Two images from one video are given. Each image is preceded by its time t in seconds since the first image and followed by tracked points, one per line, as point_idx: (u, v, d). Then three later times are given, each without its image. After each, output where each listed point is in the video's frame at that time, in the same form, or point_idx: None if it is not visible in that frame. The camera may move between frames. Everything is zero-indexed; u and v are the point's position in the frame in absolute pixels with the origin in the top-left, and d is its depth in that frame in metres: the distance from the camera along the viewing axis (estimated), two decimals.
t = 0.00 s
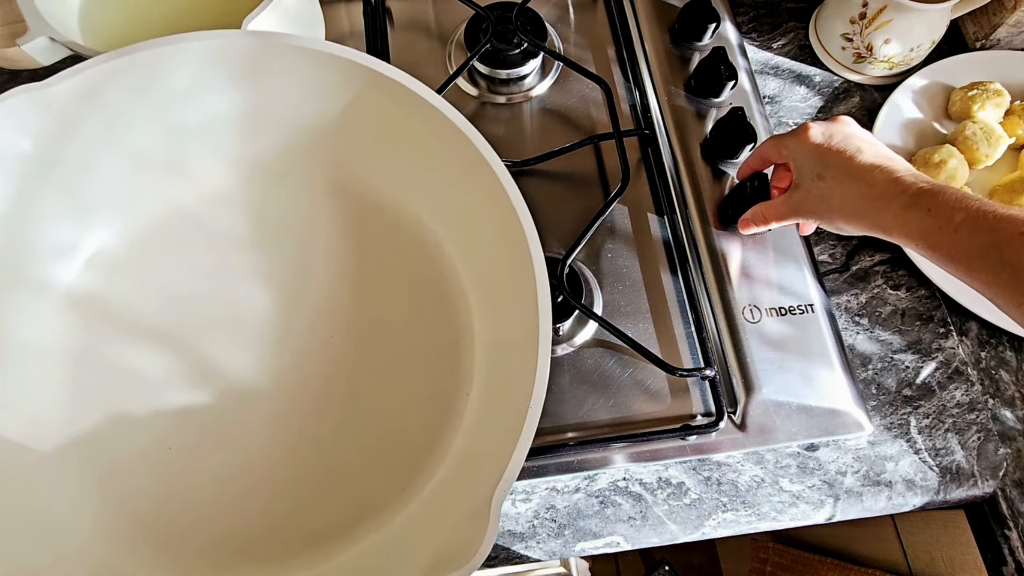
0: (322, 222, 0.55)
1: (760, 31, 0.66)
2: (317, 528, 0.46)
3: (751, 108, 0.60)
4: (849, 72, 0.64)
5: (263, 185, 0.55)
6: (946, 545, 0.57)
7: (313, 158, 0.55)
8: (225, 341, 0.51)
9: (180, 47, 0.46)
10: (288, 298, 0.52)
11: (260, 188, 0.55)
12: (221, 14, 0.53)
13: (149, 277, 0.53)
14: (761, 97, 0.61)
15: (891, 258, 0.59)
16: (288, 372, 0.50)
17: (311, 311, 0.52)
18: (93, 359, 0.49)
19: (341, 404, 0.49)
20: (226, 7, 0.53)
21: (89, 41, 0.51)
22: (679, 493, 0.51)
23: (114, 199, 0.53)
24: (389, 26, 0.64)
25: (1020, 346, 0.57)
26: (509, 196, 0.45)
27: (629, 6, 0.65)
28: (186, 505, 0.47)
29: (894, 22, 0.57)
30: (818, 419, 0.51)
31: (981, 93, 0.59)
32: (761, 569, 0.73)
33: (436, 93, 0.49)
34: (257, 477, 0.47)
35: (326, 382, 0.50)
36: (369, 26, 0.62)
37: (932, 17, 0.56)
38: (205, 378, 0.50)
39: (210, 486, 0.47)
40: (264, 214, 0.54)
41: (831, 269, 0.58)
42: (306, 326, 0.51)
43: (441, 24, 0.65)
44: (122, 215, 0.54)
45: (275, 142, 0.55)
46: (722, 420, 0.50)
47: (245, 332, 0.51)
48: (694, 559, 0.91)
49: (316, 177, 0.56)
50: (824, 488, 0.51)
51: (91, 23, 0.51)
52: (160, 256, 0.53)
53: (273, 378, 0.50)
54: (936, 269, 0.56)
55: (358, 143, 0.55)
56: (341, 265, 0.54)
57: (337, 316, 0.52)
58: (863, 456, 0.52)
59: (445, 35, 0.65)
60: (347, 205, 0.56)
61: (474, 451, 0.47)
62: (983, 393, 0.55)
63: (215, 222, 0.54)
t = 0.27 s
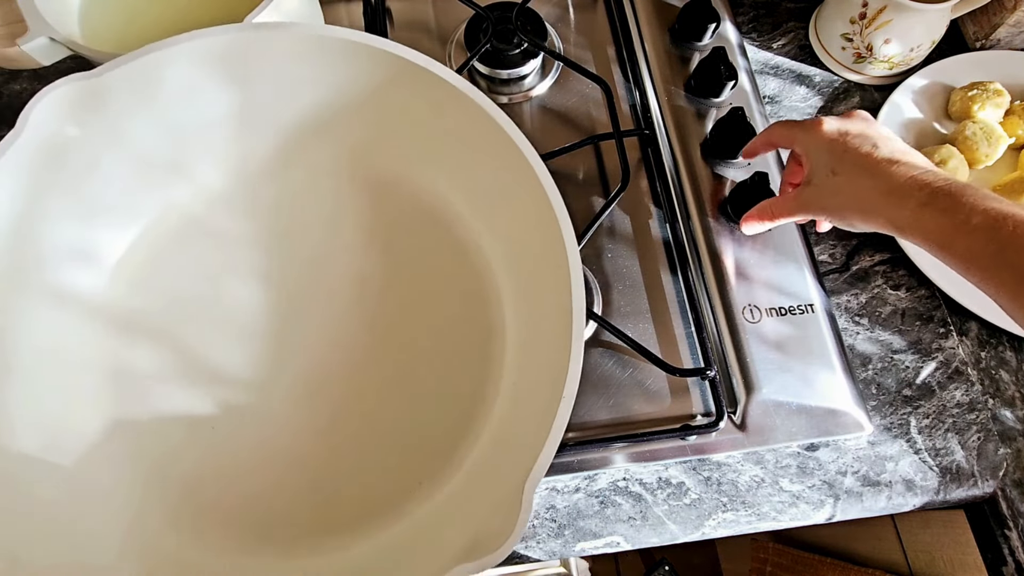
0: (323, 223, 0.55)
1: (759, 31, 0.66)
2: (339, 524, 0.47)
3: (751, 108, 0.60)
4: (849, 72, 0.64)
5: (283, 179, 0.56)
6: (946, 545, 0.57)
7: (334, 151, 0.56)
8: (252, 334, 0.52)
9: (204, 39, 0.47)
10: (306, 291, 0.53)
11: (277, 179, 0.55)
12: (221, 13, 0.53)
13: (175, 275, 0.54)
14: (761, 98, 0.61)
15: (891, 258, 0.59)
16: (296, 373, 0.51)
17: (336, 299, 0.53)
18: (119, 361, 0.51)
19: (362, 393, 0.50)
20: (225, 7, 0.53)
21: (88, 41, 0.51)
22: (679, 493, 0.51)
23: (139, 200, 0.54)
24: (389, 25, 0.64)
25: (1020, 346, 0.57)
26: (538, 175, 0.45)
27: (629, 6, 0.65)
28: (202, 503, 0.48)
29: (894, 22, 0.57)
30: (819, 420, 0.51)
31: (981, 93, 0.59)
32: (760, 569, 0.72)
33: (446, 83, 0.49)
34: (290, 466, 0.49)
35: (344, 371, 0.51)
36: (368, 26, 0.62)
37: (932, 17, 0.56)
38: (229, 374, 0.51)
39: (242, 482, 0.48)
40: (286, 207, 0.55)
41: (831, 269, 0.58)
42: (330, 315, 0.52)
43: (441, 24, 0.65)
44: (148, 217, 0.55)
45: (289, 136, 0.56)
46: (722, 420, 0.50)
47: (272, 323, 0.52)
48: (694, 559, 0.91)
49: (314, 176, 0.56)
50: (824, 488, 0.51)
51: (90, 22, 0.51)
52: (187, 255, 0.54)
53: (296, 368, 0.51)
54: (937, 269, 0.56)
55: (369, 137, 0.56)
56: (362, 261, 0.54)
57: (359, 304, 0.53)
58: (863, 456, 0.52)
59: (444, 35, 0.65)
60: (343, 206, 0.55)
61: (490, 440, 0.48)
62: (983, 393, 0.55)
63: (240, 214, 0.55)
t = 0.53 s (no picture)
0: (370, 221, 0.55)
1: (760, 31, 0.66)
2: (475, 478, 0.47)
3: (752, 108, 0.60)
4: (849, 72, 0.64)
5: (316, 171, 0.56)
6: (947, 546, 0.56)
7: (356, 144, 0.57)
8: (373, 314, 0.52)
9: None
10: (333, 279, 0.53)
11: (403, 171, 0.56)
12: (221, 13, 0.53)
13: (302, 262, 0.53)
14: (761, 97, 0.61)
15: (891, 258, 0.59)
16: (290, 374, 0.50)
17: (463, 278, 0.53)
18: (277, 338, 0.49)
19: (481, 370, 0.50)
20: (223, 8, 0.53)
21: (88, 42, 0.51)
22: (679, 493, 0.51)
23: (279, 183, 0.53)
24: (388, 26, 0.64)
25: (1020, 346, 0.57)
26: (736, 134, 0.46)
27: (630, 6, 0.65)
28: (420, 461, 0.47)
29: (893, 22, 0.57)
30: (818, 420, 0.51)
31: (981, 93, 0.59)
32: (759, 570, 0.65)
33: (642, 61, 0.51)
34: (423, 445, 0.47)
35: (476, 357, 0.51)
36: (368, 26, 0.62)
37: (932, 17, 0.56)
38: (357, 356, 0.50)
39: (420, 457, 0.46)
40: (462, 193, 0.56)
41: (831, 269, 0.58)
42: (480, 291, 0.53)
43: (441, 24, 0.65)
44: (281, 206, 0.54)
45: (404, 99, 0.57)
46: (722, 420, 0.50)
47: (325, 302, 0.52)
48: (694, 560, 0.91)
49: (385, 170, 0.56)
50: (824, 488, 0.51)
51: (90, 24, 0.52)
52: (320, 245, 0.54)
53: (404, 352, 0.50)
54: (937, 270, 0.56)
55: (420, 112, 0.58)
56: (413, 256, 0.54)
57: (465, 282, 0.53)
58: (863, 456, 0.52)
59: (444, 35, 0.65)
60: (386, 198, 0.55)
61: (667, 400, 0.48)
62: (983, 393, 0.55)
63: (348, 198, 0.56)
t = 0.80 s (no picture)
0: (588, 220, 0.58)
1: (760, 31, 0.66)
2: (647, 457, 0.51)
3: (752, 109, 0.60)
4: (849, 72, 0.64)
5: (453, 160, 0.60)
6: (946, 546, 0.56)
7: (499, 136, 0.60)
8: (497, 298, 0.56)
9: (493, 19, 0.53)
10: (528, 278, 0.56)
11: (508, 169, 0.60)
12: (221, 13, 0.53)
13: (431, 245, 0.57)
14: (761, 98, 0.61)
15: (891, 258, 0.59)
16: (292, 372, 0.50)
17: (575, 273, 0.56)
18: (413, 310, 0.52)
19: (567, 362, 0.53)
20: (223, 8, 0.53)
21: (88, 42, 0.51)
22: (679, 493, 0.51)
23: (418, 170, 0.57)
24: (388, 26, 0.64)
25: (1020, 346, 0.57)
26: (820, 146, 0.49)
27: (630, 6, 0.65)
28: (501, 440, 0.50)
29: (893, 22, 0.57)
30: (818, 419, 0.52)
31: (981, 93, 0.59)
32: (760, 569, 0.69)
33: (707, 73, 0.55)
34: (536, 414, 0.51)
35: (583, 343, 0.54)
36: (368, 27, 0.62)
37: (932, 17, 0.56)
38: (493, 329, 0.54)
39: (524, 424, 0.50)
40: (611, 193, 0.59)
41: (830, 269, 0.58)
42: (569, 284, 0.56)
43: (441, 24, 0.65)
44: (411, 187, 0.57)
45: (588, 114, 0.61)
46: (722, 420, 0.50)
47: (467, 285, 0.56)
48: (694, 559, 0.91)
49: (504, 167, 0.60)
50: (824, 488, 0.51)
51: (90, 24, 0.52)
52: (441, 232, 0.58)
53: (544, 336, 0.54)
54: (937, 270, 0.56)
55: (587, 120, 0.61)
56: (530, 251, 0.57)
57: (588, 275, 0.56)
58: (863, 456, 0.52)
59: (444, 35, 0.65)
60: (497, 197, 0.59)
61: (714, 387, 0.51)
62: (983, 393, 0.55)
63: (480, 187, 0.59)
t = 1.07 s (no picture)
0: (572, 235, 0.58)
1: (760, 31, 0.66)
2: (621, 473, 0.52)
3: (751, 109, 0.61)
4: (849, 72, 0.64)
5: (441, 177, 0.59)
6: (946, 546, 0.57)
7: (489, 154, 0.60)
8: (484, 317, 0.55)
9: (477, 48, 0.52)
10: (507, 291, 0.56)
11: (497, 189, 0.60)
12: (222, 13, 0.53)
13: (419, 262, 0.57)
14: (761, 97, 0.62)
15: (891, 258, 0.59)
16: (291, 372, 0.49)
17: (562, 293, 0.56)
18: (398, 330, 0.52)
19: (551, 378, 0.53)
20: (223, 8, 0.53)
21: (88, 42, 0.51)
22: (679, 493, 0.51)
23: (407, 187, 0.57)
24: (388, 25, 0.64)
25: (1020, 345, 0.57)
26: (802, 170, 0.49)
27: (630, 6, 0.65)
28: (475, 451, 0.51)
29: (893, 22, 0.57)
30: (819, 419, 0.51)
31: (981, 93, 0.59)
32: (760, 569, 0.69)
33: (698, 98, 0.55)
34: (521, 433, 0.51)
35: (569, 363, 0.54)
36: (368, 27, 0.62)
37: (932, 17, 0.56)
38: (479, 347, 0.54)
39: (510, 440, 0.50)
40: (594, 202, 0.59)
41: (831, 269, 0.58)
42: (556, 305, 0.56)
43: (441, 24, 0.65)
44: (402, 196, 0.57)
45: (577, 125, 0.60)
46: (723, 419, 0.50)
47: (452, 304, 0.56)
48: (694, 559, 0.91)
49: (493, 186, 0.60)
50: (824, 488, 0.51)
51: (90, 24, 0.51)
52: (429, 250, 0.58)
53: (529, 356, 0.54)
54: (937, 269, 0.56)
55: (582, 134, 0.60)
56: (518, 271, 0.57)
57: (575, 294, 0.56)
58: (863, 456, 0.52)
59: (444, 35, 0.65)
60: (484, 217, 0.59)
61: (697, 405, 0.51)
62: (983, 393, 0.55)
63: (469, 204, 0.59)
